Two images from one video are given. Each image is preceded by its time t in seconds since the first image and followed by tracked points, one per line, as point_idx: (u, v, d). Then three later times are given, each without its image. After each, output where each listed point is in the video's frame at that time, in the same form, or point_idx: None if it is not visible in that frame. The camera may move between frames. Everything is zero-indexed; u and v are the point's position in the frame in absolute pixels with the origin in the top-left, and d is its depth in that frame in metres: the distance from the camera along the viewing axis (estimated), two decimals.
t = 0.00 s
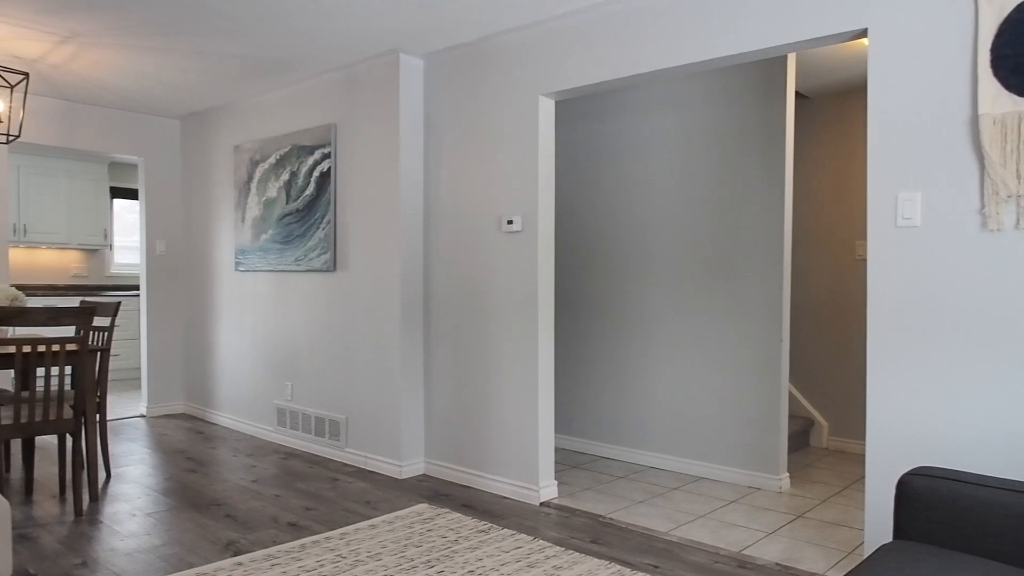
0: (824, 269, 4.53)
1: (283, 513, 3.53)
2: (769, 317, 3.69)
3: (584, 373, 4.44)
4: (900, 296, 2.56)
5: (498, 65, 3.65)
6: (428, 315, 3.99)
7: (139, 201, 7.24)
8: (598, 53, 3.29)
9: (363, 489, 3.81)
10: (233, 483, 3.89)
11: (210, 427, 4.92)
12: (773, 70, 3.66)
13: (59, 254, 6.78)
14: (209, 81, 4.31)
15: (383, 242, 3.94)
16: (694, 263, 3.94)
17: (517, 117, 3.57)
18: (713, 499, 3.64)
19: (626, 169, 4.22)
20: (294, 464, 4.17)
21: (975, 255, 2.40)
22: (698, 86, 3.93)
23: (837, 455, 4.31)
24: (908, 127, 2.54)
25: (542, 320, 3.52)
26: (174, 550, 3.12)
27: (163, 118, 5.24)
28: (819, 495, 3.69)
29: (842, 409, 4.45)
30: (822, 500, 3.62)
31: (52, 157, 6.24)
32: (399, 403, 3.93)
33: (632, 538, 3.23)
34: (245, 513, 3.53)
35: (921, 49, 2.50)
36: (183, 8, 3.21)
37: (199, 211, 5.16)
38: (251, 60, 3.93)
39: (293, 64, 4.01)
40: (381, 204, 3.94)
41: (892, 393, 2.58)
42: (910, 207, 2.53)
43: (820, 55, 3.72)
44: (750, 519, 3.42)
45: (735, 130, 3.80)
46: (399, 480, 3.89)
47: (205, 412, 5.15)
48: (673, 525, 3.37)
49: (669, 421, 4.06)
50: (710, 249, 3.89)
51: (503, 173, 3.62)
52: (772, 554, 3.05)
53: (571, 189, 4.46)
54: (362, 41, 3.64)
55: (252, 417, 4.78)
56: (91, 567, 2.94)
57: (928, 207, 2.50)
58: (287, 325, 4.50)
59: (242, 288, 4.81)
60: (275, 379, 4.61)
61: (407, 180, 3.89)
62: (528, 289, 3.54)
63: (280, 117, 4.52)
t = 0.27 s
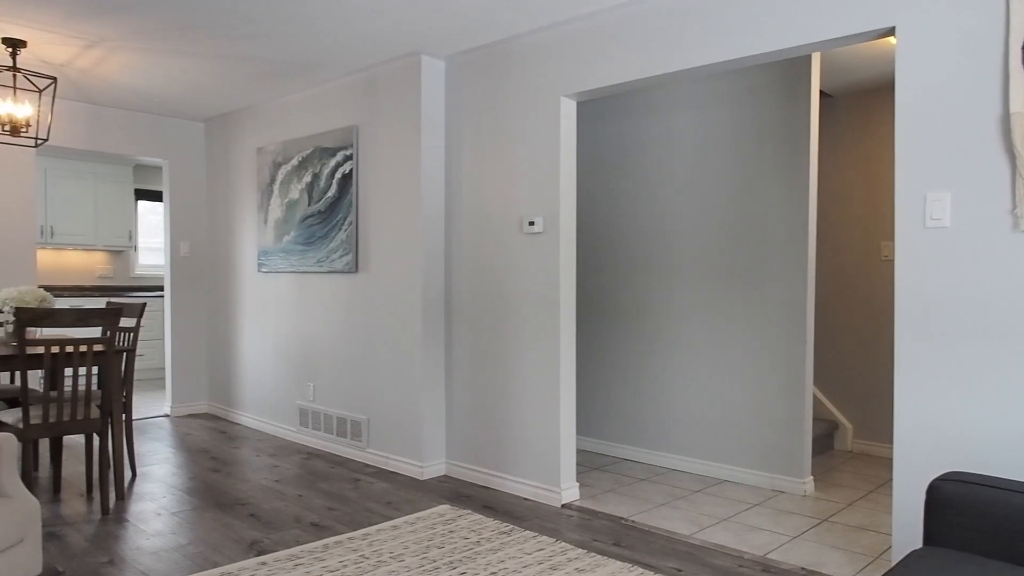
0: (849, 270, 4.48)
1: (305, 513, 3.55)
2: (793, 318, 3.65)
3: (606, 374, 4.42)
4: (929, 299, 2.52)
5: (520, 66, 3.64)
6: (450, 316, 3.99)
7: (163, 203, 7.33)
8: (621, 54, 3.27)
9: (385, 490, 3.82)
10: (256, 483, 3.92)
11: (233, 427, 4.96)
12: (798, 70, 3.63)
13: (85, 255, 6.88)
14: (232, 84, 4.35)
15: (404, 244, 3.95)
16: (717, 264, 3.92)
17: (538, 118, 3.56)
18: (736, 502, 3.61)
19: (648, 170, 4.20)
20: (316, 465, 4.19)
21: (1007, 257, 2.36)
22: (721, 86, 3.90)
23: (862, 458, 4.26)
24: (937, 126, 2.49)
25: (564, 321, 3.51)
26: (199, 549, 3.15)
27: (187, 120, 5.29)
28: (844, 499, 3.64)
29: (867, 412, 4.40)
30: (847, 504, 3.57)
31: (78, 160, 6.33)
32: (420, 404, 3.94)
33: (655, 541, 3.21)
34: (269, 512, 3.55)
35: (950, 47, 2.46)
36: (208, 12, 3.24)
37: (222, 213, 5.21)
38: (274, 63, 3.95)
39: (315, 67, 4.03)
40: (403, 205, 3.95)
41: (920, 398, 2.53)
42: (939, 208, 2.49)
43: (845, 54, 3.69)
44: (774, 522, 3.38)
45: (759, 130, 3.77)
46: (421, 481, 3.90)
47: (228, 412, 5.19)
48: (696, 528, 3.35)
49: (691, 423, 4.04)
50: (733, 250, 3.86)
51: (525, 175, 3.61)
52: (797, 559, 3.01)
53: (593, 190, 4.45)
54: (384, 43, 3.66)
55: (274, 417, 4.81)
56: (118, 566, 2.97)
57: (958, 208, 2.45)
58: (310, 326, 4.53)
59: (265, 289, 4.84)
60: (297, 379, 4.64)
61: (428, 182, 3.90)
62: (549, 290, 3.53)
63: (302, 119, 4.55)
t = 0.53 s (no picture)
0: (874, 272, 4.44)
1: (328, 514, 3.57)
2: (817, 320, 3.62)
3: (627, 376, 4.41)
4: (958, 302, 2.47)
5: (541, 68, 3.64)
6: (471, 318, 4.00)
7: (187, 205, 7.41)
8: (643, 54, 3.26)
9: (406, 491, 3.83)
10: (278, 483, 3.95)
11: (255, 428, 5.00)
12: (822, 70, 3.60)
13: (111, 257, 6.97)
14: (255, 87, 4.38)
15: (425, 245, 3.96)
16: (740, 266, 3.89)
17: (560, 120, 3.55)
18: (759, 506, 3.58)
19: (671, 171, 4.18)
20: (338, 465, 4.21)
21: None
22: (744, 86, 3.88)
23: (887, 462, 4.21)
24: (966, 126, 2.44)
25: (585, 323, 3.50)
26: (223, 549, 3.17)
27: (210, 124, 5.35)
28: (870, 504, 3.60)
29: (892, 415, 4.35)
30: (873, 509, 3.53)
31: (104, 163, 6.42)
32: (442, 405, 3.94)
33: (678, 545, 3.18)
34: (291, 513, 3.57)
35: (979, 44, 2.41)
36: (232, 16, 3.27)
37: (245, 215, 5.26)
38: (297, 66, 3.98)
39: (337, 70, 4.05)
40: (424, 207, 3.96)
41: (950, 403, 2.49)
42: (969, 209, 2.44)
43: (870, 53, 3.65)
44: (799, 527, 3.34)
45: (783, 130, 3.74)
46: (442, 482, 3.91)
47: (251, 413, 5.23)
48: (719, 532, 3.32)
49: (714, 426, 4.01)
50: (757, 252, 3.84)
51: (546, 176, 3.61)
52: (822, 564, 2.98)
53: (615, 192, 4.44)
54: (406, 46, 3.67)
55: (296, 418, 4.84)
56: (144, 565, 3.00)
57: (989, 209, 2.40)
58: (331, 327, 4.55)
59: (287, 291, 4.88)
60: (319, 380, 4.66)
61: (449, 184, 3.91)
62: (571, 292, 3.52)
63: (324, 122, 4.58)
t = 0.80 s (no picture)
0: (898, 273, 4.38)
1: (348, 515, 3.58)
2: (840, 322, 3.58)
3: (647, 378, 4.39)
4: (986, 305, 2.43)
5: (561, 70, 3.63)
6: (490, 319, 4.00)
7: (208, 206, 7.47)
8: (664, 54, 3.23)
9: (426, 492, 3.84)
10: (299, 484, 3.97)
11: (275, 428, 5.03)
12: (845, 69, 3.56)
13: (134, 258, 7.05)
14: (275, 90, 4.41)
15: (445, 247, 3.96)
16: (762, 267, 3.86)
17: (579, 121, 3.54)
18: (780, 510, 3.55)
19: (691, 172, 4.16)
20: (358, 466, 4.23)
21: None
22: (765, 86, 3.84)
23: (911, 466, 4.16)
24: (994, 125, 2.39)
25: (605, 324, 3.48)
26: (244, 549, 3.19)
27: (231, 126, 5.39)
28: (894, 508, 3.55)
29: (917, 419, 4.29)
30: (897, 513, 3.48)
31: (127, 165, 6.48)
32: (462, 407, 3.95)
33: (699, 548, 3.16)
34: (312, 513, 3.59)
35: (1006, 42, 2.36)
36: (253, 19, 3.29)
37: (266, 216, 5.29)
38: (317, 69, 4.00)
39: (357, 72, 4.07)
40: (444, 208, 3.97)
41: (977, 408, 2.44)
42: (997, 210, 2.39)
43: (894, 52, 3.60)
44: (821, 531, 3.31)
45: (805, 131, 3.71)
46: (461, 483, 3.91)
47: (271, 413, 5.27)
48: (740, 536, 3.29)
49: (734, 429, 3.98)
50: (779, 253, 3.80)
51: (565, 177, 3.60)
52: (846, 569, 2.94)
53: (635, 193, 4.42)
54: (426, 48, 3.67)
55: (316, 418, 4.87)
56: (167, 564, 3.03)
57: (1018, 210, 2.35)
58: (351, 328, 4.57)
59: (307, 292, 4.90)
60: (338, 381, 4.68)
61: (469, 186, 3.91)
62: (590, 294, 3.51)
63: (344, 124, 4.60)
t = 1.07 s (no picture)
0: (922, 275, 4.33)
1: (367, 516, 3.59)
2: (863, 325, 3.54)
3: (667, 381, 4.36)
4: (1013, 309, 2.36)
5: (580, 72, 3.61)
6: (508, 322, 3.99)
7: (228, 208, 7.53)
8: (684, 56, 3.21)
9: (444, 494, 3.84)
10: (318, 485, 3.99)
11: (294, 429, 5.06)
12: (868, 69, 3.51)
13: (155, 259, 7.12)
14: (295, 93, 4.44)
15: (463, 249, 3.96)
16: (783, 270, 3.83)
17: (598, 123, 3.53)
18: (802, 515, 3.51)
19: (712, 174, 4.13)
20: (376, 467, 4.24)
21: None
22: (787, 87, 3.81)
23: (935, 471, 4.10)
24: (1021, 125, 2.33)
25: (624, 327, 3.46)
26: (264, 550, 3.21)
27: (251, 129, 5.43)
28: (918, 514, 3.50)
29: (941, 423, 4.23)
30: (921, 519, 3.43)
31: (149, 167, 6.56)
32: (480, 409, 3.94)
33: (719, 553, 3.12)
34: (331, 515, 3.60)
35: None
36: (272, 23, 3.30)
37: (285, 218, 5.32)
38: (337, 72, 4.02)
39: (376, 75, 4.08)
40: (462, 211, 3.97)
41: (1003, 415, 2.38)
42: None
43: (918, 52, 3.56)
44: (844, 537, 3.26)
45: (827, 131, 3.67)
46: (479, 486, 3.91)
47: (290, 413, 5.31)
48: (762, 541, 3.25)
49: (755, 432, 3.95)
50: (801, 256, 3.76)
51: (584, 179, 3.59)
52: None
53: (654, 195, 4.40)
54: (445, 50, 3.67)
55: (335, 419, 4.89)
56: (188, 565, 3.05)
57: None
58: (369, 330, 4.59)
59: (326, 294, 4.93)
60: (357, 383, 4.70)
61: (487, 188, 3.90)
62: (609, 296, 3.49)
63: (363, 126, 4.61)
